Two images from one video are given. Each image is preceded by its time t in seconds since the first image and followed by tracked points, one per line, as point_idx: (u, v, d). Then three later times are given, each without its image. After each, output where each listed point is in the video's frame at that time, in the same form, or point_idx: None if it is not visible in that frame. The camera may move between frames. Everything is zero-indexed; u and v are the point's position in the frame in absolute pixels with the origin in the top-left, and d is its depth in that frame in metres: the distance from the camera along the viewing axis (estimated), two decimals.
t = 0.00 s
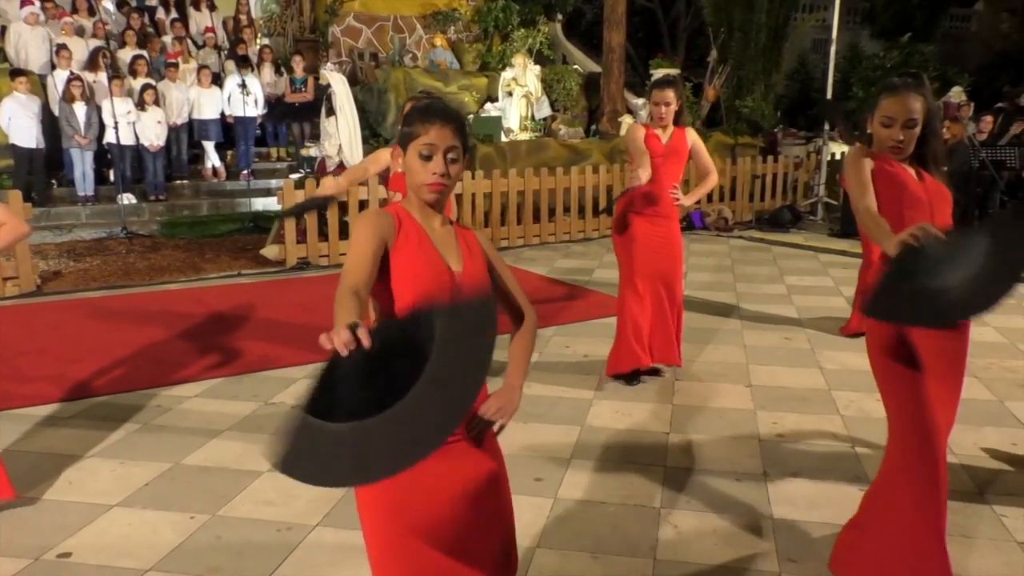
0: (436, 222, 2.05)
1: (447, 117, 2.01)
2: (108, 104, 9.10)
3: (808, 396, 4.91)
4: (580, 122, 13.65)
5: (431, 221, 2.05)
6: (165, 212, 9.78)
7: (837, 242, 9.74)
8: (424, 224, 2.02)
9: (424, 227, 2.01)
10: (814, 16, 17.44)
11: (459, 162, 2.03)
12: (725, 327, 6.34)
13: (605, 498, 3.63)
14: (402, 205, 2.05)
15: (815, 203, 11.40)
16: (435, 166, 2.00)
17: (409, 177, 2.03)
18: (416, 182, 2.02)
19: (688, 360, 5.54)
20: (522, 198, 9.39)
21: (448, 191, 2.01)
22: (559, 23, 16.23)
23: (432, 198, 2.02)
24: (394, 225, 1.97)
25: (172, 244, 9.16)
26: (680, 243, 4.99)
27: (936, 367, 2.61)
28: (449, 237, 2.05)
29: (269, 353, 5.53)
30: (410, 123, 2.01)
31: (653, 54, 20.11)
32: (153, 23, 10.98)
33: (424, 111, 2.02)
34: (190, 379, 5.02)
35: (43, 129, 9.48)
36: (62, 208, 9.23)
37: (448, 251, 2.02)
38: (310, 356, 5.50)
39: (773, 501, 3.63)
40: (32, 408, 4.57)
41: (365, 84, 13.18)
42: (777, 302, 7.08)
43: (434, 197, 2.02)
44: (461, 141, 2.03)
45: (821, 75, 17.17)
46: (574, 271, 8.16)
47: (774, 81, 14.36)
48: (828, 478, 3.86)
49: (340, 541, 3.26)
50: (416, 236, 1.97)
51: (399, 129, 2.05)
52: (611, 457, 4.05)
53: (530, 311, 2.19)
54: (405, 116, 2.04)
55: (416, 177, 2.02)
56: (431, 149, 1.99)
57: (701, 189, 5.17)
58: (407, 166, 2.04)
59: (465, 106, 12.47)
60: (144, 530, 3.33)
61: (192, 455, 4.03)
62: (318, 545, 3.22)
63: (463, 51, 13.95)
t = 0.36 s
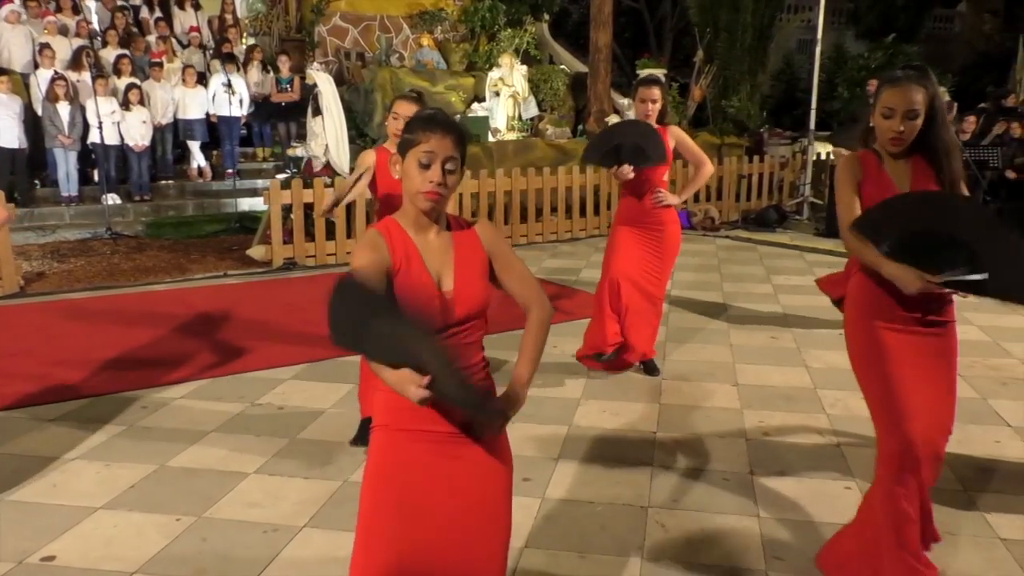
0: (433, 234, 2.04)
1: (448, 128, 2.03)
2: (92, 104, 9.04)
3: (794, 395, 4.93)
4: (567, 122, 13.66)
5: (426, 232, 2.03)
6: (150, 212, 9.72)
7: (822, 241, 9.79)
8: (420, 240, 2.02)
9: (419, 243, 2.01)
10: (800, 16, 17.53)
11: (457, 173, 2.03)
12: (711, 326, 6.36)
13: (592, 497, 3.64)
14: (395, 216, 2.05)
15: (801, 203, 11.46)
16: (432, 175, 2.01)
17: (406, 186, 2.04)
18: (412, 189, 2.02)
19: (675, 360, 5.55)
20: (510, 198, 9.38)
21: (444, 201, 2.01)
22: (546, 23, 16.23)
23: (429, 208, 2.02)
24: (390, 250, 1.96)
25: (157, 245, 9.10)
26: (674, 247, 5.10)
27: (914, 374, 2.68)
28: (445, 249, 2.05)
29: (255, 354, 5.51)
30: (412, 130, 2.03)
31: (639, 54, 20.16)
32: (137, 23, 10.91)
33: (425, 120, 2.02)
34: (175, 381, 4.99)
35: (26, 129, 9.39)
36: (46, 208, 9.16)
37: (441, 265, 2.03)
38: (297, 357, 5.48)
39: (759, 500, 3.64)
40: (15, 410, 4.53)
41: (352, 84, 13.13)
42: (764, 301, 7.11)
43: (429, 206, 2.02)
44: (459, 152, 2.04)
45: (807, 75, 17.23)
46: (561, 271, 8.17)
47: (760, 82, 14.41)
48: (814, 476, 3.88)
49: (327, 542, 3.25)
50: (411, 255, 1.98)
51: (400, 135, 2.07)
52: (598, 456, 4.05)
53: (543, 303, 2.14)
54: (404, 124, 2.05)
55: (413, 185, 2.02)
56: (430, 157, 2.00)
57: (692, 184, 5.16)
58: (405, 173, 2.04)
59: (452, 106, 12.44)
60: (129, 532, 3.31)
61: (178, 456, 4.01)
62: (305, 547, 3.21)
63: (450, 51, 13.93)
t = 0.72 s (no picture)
0: (417, 223, 2.01)
1: (435, 117, 2.00)
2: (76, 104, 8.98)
3: (780, 394, 4.95)
4: (554, 122, 13.68)
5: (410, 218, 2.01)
6: (136, 213, 9.66)
7: (807, 241, 9.85)
8: (404, 226, 1.98)
9: (403, 229, 1.97)
10: (785, 17, 17.61)
11: (447, 162, 2.01)
12: (698, 326, 6.38)
13: (579, 496, 3.64)
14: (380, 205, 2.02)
15: (787, 203, 11.52)
16: (422, 163, 1.97)
17: (395, 175, 2.00)
18: (403, 179, 1.97)
19: (662, 359, 5.57)
20: (497, 198, 9.39)
21: (434, 188, 1.98)
22: (533, 23, 16.23)
23: (420, 196, 1.98)
24: (370, 221, 1.93)
25: (143, 245, 9.05)
26: (655, 251, 5.03)
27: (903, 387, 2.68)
28: (427, 236, 2.01)
29: (241, 356, 5.49)
30: (400, 122, 1.99)
31: (626, 54, 20.21)
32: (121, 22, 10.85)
33: (413, 110, 2.01)
34: (160, 383, 4.97)
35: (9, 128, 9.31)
36: (29, 208, 9.09)
37: (423, 252, 1.98)
38: (283, 358, 5.46)
39: (746, 498, 3.66)
40: None
41: (338, 84, 13.10)
42: (750, 301, 7.13)
43: (420, 193, 1.98)
44: (447, 140, 2.00)
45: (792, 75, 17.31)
46: (548, 271, 8.18)
47: (746, 82, 14.46)
48: (801, 474, 3.90)
49: (314, 543, 3.24)
50: (392, 236, 1.93)
51: (386, 130, 2.03)
52: (585, 455, 4.06)
53: (528, 305, 2.10)
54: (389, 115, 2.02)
55: (403, 173, 1.98)
56: (421, 146, 1.96)
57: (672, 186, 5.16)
58: (393, 163, 2.00)
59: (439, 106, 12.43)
60: (115, 534, 3.29)
61: (164, 458, 3.99)
62: (292, 548, 3.20)
63: (437, 51, 13.92)
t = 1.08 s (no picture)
0: (414, 201, 2.07)
1: (420, 97, 2.04)
2: (60, 104, 8.92)
3: (768, 393, 4.97)
4: (542, 122, 13.69)
5: (407, 200, 2.06)
6: (121, 213, 9.61)
7: (793, 240, 9.90)
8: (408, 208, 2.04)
9: (407, 213, 2.03)
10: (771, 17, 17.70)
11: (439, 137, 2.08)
12: (686, 325, 6.40)
13: (567, 496, 3.65)
14: (375, 196, 2.04)
15: (774, 203, 11.58)
16: (425, 146, 2.03)
17: (393, 163, 2.02)
18: (410, 168, 2.02)
19: (650, 359, 5.58)
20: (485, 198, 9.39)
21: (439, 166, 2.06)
22: (520, 23, 16.23)
23: (425, 179, 2.05)
24: (380, 224, 1.97)
25: (129, 246, 8.99)
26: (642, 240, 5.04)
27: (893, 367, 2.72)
28: (427, 211, 2.09)
29: (228, 357, 5.46)
30: (393, 109, 2.00)
31: (613, 54, 20.25)
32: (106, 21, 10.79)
33: (395, 93, 2.03)
34: (147, 383, 4.94)
35: None
36: (13, 209, 9.03)
37: (434, 226, 2.07)
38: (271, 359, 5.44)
39: (734, 496, 3.67)
40: None
41: (326, 84, 13.06)
42: (737, 300, 7.15)
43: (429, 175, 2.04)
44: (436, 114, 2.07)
45: (779, 76, 17.39)
46: (536, 270, 8.19)
47: (733, 82, 14.52)
48: (788, 473, 3.91)
49: (302, 544, 3.23)
50: (403, 224, 1.99)
51: (372, 119, 2.02)
52: (573, 455, 4.07)
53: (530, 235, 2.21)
54: (374, 103, 2.02)
55: (406, 161, 2.02)
56: (419, 131, 2.01)
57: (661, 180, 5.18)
58: (390, 151, 2.02)
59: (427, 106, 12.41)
60: (101, 537, 3.27)
61: (151, 460, 3.97)
62: (280, 550, 3.19)
63: (424, 51, 13.91)
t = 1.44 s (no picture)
0: (413, 200, 2.10)
1: (432, 95, 2.04)
2: (46, 103, 8.85)
3: (756, 392, 4.99)
4: (531, 122, 13.70)
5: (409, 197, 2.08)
6: (108, 214, 9.54)
7: (781, 240, 9.94)
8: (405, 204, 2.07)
9: (403, 209, 2.06)
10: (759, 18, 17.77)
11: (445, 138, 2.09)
12: (675, 325, 6.41)
13: (556, 496, 3.65)
14: (377, 188, 2.05)
15: (762, 203, 11.63)
16: (434, 144, 2.03)
17: (401, 158, 2.02)
18: (416, 164, 2.02)
19: (639, 358, 5.59)
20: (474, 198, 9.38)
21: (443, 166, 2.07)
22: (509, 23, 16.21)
23: (430, 175, 2.06)
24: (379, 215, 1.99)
25: (116, 246, 8.94)
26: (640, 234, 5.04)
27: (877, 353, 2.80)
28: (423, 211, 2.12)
29: (216, 357, 5.43)
30: (405, 104, 1.99)
31: (602, 54, 20.29)
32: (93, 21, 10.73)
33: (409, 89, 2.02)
34: (134, 385, 4.91)
35: None
36: None
37: (428, 226, 2.11)
38: (260, 359, 5.43)
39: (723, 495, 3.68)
40: None
41: (314, 83, 13.03)
42: (726, 300, 7.17)
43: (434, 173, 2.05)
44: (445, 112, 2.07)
45: (767, 76, 17.46)
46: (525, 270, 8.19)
47: (721, 82, 14.56)
48: (777, 472, 3.93)
49: (290, 546, 3.21)
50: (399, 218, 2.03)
51: (383, 113, 2.01)
52: (563, 455, 4.07)
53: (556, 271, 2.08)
54: (386, 97, 2.01)
55: (415, 157, 2.02)
56: (431, 127, 2.02)
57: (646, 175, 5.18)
58: (399, 145, 2.02)
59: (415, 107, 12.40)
60: (88, 539, 3.25)
61: (138, 461, 3.94)
62: (268, 551, 3.18)
63: (413, 51, 13.89)
